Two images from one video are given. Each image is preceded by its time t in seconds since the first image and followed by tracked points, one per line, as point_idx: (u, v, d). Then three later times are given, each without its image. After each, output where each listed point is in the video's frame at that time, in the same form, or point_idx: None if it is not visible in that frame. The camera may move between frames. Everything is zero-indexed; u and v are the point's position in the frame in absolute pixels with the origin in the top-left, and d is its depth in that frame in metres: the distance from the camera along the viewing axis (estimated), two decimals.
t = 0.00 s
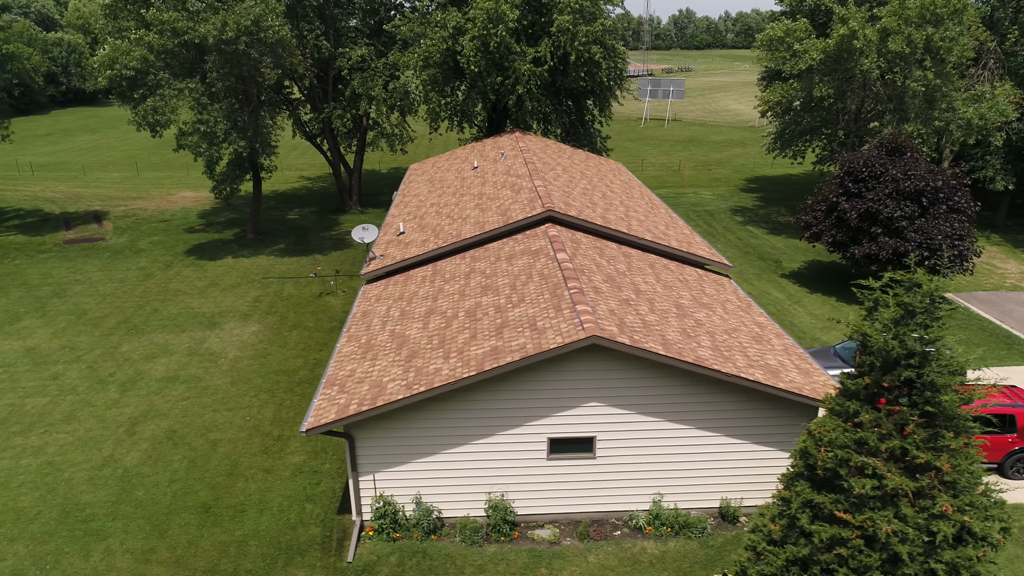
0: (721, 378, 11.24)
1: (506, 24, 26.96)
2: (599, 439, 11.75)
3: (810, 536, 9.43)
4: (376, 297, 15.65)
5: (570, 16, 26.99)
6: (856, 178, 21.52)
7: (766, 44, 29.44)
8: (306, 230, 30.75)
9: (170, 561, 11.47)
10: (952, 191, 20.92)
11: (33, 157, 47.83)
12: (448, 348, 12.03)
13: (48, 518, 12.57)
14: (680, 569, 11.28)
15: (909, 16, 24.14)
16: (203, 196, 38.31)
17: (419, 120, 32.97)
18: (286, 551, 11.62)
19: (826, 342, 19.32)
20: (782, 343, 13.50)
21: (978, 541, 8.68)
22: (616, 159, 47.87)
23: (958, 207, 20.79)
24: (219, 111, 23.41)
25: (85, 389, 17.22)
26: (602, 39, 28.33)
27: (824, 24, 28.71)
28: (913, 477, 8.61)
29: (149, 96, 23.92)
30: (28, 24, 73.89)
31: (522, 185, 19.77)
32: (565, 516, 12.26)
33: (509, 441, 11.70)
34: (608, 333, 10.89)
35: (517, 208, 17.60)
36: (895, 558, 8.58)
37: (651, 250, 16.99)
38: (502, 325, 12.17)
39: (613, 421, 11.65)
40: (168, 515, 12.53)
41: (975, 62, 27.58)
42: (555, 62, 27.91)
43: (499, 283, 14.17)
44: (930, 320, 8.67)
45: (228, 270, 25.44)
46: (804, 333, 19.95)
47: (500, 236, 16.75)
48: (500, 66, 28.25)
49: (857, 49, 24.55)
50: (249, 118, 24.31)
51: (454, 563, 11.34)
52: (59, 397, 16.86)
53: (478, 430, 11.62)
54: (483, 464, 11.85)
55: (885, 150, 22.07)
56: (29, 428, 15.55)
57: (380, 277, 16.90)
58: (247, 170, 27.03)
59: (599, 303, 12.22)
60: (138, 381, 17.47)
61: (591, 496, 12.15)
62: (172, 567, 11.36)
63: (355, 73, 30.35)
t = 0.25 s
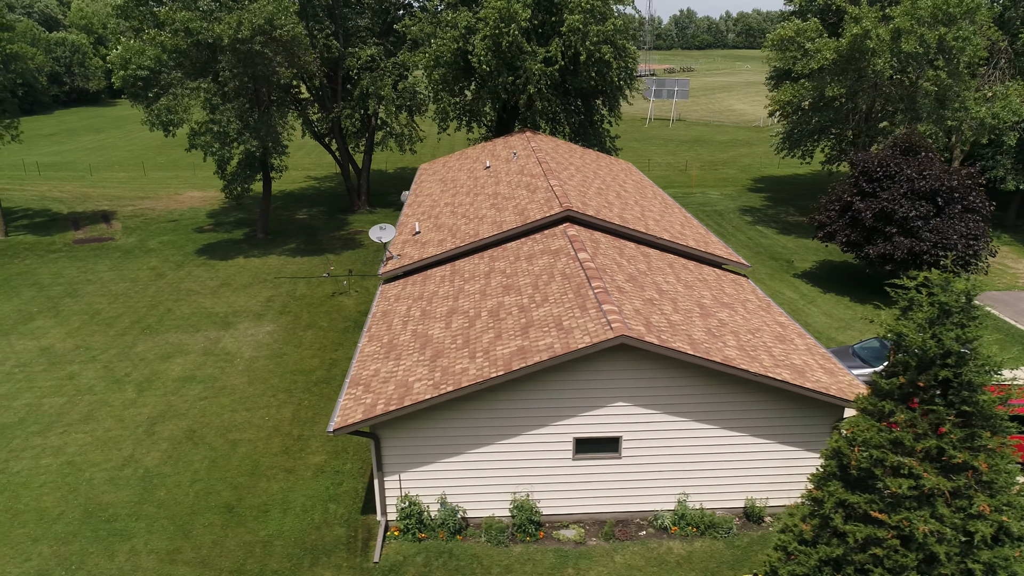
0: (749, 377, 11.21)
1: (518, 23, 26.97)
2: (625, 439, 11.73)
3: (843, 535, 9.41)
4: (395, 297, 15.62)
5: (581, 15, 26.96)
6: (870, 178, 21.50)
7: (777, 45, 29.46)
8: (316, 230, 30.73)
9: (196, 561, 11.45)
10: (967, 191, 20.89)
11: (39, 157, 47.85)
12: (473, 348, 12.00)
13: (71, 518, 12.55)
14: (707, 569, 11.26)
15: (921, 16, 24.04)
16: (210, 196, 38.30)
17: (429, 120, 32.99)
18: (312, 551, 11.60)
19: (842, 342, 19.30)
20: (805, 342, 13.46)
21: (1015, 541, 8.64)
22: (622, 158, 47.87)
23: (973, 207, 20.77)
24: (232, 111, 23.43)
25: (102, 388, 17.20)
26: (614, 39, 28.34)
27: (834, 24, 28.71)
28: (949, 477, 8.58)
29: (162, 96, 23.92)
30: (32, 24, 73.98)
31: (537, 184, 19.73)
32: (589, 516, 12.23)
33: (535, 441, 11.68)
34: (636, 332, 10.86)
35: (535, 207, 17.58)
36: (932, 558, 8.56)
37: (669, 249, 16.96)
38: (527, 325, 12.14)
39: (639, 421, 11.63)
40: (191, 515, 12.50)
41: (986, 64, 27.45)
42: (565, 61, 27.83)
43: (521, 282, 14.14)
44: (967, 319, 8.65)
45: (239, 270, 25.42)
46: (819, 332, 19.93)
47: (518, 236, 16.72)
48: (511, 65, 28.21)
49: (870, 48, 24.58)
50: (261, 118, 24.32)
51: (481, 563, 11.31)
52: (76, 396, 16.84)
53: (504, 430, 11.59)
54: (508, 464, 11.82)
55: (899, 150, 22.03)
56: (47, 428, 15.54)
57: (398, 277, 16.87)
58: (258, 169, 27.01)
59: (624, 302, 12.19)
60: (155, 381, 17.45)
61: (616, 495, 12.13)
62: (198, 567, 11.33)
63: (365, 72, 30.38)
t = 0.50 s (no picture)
0: (777, 377, 11.18)
1: (530, 22, 26.95)
2: (651, 439, 11.70)
3: (876, 535, 9.40)
4: (414, 297, 15.59)
5: (592, 15, 26.95)
6: (885, 177, 21.46)
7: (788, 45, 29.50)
8: (325, 230, 30.70)
9: (222, 561, 11.42)
10: (982, 191, 20.86)
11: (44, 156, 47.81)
12: (499, 347, 11.97)
13: (95, 518, 12.53)
14: (735, 570, 11.22)
15: (935, 15, 24.15)
16: (217, 196, 38.27)
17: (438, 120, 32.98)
18: (338, 551, 11.57)
19: (858, 341, 19.29)
20: (829, 342, 13.43)
21: None
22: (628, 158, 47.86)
23: (988, 206, 20.74)
24: (246, 111, 23.47)
25: (119, 388, 17.18)
26: (624, 39, 28.30)
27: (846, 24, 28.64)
28: (986, 477, 8.56)
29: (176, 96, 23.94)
30: (34, 24, 73.87)
31: (553, 184, 19.70)
32: (614, 516, 12.20)
33: (561, 440, 11.65)
34: (664, 332, 10.83)
35: (552, 207, 17.54)
36: (969, 558, 8.57)
37: (687, 249, 16.93)
38: (552, 324, 12.12)
39: (665, 420, 11.60)
40: (215, 515, 12.48)
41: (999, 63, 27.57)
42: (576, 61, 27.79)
43: (543, 282, 14.10)
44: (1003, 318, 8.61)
45: (251, 270, 25.39)
46: (835, 332, 19.92)
47: (536, 236, 16.69)
48: (522, 65, 28.16)
49: (882, 48, 24.36)
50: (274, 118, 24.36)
51: (508, 563, 11.28)
52: (94, 396, 16.83)
53: (530, 430, 11.56)
54: (533, 463, 11.80)
55: (913, 149, 21.98)
56: (67, 428, 15.52)
57: (415, 277, 16.84)
58: (269, 169, 27.00)
59: (649, 302, 12.15)
60: (172, 380, 17.44)
61: (642, 495, 12.11)
62: (225, 567, 11.30)
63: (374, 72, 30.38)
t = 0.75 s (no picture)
0: (805, 376, 11.15)
1: (543, 20, 27.01)
2: (677, 438, 11.67)
3: (910, 534, 9.38)
4: (434, 296, 15.56)
5: (603, 14, 26.97)
6: (900, 176, 21.44)
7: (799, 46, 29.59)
8: (335, 229, 30.66)
9: (248, 561, 11.39)
10: (997, 190, 20.85)
11: (50, 156, 47.76)
12: (525, 346, 11.93)
13: (119, 518, 12.51)
14: (764, 569, 11.19)
15: (948, 15, 24.35)
16: (225, 195, 38.23)
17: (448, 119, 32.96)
18: (365, 550, 11.53)
19: (874, 340, 19.26)
20: (852, 341, 13.39)
21: None
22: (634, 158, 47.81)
23: (1004, 206, 20.73)
24: (259, 111, 23.49)
25: (136, 387, 17.15)
26: (635, 38, 28.24)
27: (858, 23, 28.63)
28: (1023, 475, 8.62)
29: (189, 95, 23.95)
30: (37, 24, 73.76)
31: (568, 183, 19.67)
32: (639, 515, 12.16)
33: (588, 440, 11.62)
34: (693, 331, 10.80)
35: (569, 206, 17.51)
36: (1006, 556, 8.61)
37: (705, 248, 16.89)
38: (578, 323, 12.08)
39: (692, 420, 11.57)
40: (238, 514, 12.45)
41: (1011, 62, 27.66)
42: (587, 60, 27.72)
43: (565, 280, 14.07)
44: None
45: (262, 269, 25.36)
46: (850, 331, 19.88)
47: (555, 235, 16.65)
48: (534, 64, 28.15)
49: (895, 48, 24.30)
50: (287, 118, 24.37)
51: (536, 563, 11.24)
52: (112, 395, 16.80)
53: (556, 429, 11.53)
54: (559, 463, 11.76)
55: (928, 149, 21.93)
56: (86, 427, 15.50)
57: (433, 276, 16.81)
58: (281, 169, 26.96)
59: (675, 301, 12.12)
60: (188, 380, 17.41)
61: (667, 495, 12.07)
62: (251, 567, 11.27)
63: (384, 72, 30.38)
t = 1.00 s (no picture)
0: (833, 374, 11.13)
1: (555, 19, 27.01)
2: (704, 437, 11.65)
3: (944, 533, 9.35)
4: (454, 295, 15.55)
5: (615, 13, 26.96)
6: (915, 175, 21.42)
7: (808, 45, 29.61)
8: (345, 229, 30.63)
9: (275, 560, 11.36)
10: (1014, 189, 20.78)
11: (56, 156, 47.73)
12: (550, 345, 11.91)
13: (142, 517, 12.48)
14: (792, 569, 11.16)
15: (962, 13, 24.30)
16: (232, 194, 38.20)
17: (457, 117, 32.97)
18: (391, 549, 11.51)
19: (890, 340, 19.23)
20: (876, 339, 13.36)
21: None
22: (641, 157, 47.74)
23: (1021, 205, 20.67)
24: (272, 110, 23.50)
25: (153, 386, 17.13)
26: (646, 37, 28.27)
27: (869, 22, 28.61)
28: None
29: (202, 94, 23.92)
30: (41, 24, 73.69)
31: (584, 181, 19.64)
32: (665, 514, 12.14)
33: (615, 439, 11.59)
34: (723, 329, 10.78)
35: (587, 204, 17.49)
36: None
37: (724, 247, 16.86)
38: (604, 321, 12.06)
39: (719, 419, 11.57)
40: (263, 514, 12.42)
41: None
42: (598, 59, 27.68)
43: (587, 279, 14.05)
44: None
45: (274, 269, 25.33)
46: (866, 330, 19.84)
47: (573, 233, 16.62)
48: (545, 63, 28.13)
49: (908, 47, 24.47)
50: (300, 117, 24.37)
51: (564, 563, 11.21)
52: (129, 394, 16.78)
53: (583, 427, 11.51)
54: (585, 462, 11.73)
55: (943, 148, 21.89)
56: (105, 426, 15.47)
57: (451, 275, 16.80)
58: (292, 168, 26.89)
59: (701, 300, 12.10)
60: (206, 379, 17.38)
61: (694, 494, 12.05)
62: (278, 567, 11.23)
63: (394, 71, 30.33)
